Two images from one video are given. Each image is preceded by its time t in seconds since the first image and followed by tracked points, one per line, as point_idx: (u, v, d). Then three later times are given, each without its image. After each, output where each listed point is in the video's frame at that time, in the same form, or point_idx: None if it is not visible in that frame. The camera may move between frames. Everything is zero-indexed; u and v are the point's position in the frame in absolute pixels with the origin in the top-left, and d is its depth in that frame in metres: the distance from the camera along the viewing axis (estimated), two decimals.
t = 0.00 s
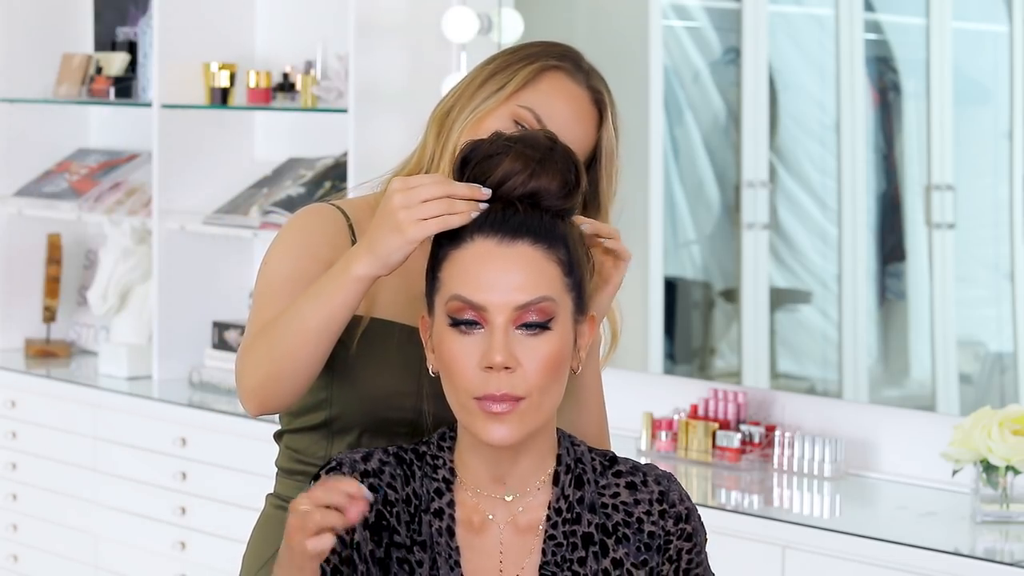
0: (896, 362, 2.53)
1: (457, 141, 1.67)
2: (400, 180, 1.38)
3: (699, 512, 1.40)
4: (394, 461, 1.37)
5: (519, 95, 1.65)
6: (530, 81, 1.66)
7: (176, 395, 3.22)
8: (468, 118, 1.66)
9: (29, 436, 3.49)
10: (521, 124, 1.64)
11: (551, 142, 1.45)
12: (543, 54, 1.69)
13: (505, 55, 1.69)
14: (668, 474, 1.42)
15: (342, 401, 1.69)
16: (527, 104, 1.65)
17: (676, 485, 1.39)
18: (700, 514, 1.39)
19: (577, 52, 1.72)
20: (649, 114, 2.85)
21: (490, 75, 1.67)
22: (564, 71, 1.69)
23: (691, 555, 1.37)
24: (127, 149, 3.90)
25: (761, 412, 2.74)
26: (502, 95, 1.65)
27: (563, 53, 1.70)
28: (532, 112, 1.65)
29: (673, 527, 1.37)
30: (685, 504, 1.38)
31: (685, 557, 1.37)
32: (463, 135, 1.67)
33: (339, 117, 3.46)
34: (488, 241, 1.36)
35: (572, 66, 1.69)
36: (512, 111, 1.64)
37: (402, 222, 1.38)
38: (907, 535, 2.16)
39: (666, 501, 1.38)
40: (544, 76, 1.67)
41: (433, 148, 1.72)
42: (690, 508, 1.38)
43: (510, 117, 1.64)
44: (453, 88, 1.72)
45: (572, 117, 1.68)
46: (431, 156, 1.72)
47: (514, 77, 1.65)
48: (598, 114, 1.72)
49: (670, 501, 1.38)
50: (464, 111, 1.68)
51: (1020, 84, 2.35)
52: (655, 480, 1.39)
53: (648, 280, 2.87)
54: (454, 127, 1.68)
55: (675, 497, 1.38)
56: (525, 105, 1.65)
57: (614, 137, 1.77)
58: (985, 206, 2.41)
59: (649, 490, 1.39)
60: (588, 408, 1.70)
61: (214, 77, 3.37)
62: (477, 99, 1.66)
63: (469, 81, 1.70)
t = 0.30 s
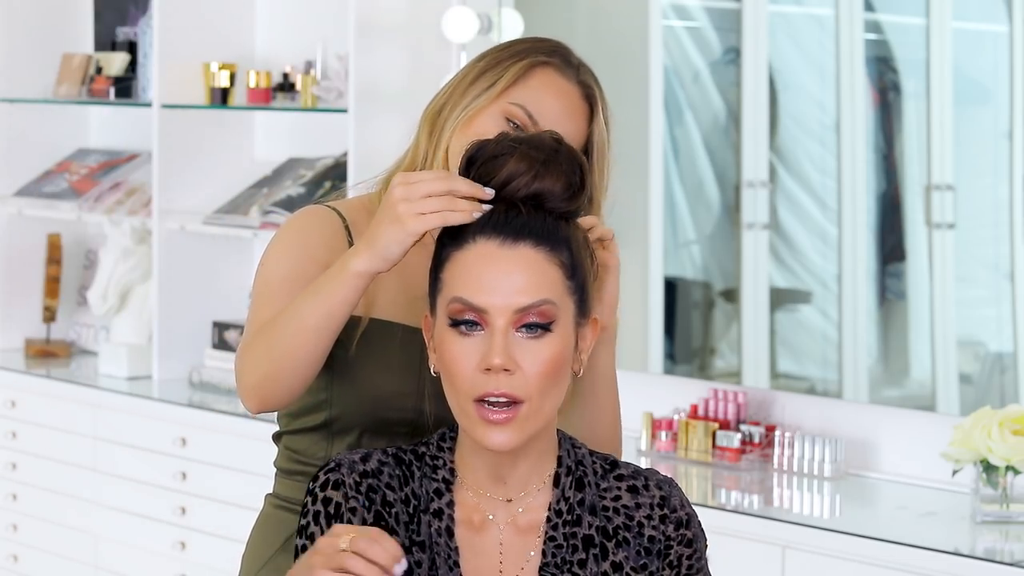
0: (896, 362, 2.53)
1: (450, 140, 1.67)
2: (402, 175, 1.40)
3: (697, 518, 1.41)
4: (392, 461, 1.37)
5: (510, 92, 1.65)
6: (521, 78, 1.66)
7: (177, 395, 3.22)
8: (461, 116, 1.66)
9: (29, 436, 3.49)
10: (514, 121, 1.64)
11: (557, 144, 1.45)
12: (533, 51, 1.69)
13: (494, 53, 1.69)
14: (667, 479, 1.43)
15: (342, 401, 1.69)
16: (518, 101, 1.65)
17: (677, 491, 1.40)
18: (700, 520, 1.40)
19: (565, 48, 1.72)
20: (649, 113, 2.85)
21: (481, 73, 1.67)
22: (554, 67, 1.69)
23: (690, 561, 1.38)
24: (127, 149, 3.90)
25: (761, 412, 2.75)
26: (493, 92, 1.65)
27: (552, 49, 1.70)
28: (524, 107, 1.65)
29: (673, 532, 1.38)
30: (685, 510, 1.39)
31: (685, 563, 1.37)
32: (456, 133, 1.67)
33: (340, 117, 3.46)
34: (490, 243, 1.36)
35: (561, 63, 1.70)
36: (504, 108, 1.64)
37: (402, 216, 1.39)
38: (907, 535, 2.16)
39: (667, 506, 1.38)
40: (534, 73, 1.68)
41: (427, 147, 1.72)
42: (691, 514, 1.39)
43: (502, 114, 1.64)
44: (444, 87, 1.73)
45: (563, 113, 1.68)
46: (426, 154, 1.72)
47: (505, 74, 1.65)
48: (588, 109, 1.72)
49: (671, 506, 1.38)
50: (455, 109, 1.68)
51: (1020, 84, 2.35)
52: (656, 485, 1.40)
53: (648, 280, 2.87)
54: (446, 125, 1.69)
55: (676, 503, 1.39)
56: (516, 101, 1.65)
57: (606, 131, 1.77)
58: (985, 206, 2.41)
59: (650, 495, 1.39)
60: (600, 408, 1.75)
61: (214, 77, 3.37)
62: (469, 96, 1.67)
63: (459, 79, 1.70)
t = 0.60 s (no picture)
0: (896, 362, 2.53)
1: (443, 140, 1.69)
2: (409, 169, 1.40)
3: (701, 520, 1.41)
4: (396, 462, 1.37)
5: (501, 90, 1.66)
6: (512, 74, 1.67)
7: (176, 395, 3.22)
8: (452, 115, 1.68)
9: (29, 436, 3.49)
10: (506, 119, 1.65)
11: (557, 143, 1.45)
12: (525, 47, 1.69)
13: (485, 51, 1.69)
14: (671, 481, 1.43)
15: (342, 402, 1.69)
16: (510, 98, 1.65)
17: (681, 492, 1.40)
18: (703, 522, 1.40)
19: (558, 44, 1.71)
20: (649, 113, 2.85)
21: (472, 70, 1.67)
22: (547, 63, 1.69)
23: (694, 563, 1.38)
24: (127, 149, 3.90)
25: (761, 412, 2.75)
26: (485, 90, 1.65)
27: (543, 45, 1.70)
28: (516, 104, 1.65)
29: (677, 534, 1.38)
30: (689, 511, 1.39)
31: (688, 565, 1.37)
32: (448, 132, 1.68)
33: (340, 117, 3.47)
34: (494, 243, 1.36)
35: (553, 59, 1.69)
36: (496, 107, 1.65)
37: (408, 207, 1.40)
38: (907, 535, 2.16)
39: (671, 508, 1.38)
40: (526, 68, 1.68)
41: (421, 146, 1.74)
42: (694, 515, 1.39)
43: (493, 113, 1.65)
44: (437, 85, 1.73)
45: (556, 108, 1.68)
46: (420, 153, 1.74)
47: (496, 72, 1.66)
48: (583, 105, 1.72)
49: (675, 508, 1.38)
50: (447, 108, 1.69)
51: (1020, 84, 2.35)
52: (660, 486, 1.40)
53: (648, 280, 2.87)
54: (438, 124, 1.70)
55: (680, 505, 1.38)
56: (508, 99, 1.65)
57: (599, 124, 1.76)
58: (986, 206, 2.41)
59: (654, 496, 1.39)
60: (607, 410, 1.75)
61: (214, 77, 3.37)
62: (460, 95, 1.67)
63: (450, 78, 1.71)
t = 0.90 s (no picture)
0: (896, 362, 2.53)
1: (428, 137, 1.69)
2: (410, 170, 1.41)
3: (702, 522, 1.41)
4: (398, 464, 1.38)
5: (482, 83, 1.66)
6: (493, 66, 1.67)
7: (176, 395, 3.22)
8: (437, 112, 1.68)
9: (29, 436, 3.49)
10: (491, 112, 1.65)
11: (556, 144, 1.45)
12: (504, 38, 1.69)
13: (462, 46, 1.70)
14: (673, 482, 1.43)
15: (338, 404, 1.69)
16: (493, 91, 1.65)
17: (683, 494, 1.40)
18: (704, 524, 1.40)
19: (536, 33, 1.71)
20: (648, 113, 2.85)
21: (453, 65, 1.67)
22: (527, 52, 1.69)
23: (693, 565, 1.39)
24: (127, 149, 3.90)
25: (761, 412, 2.75)
26: (467, 85, 1.66)
27: (522, 35, 1.70)
28: (499, 96, 1.65)
29: (678, 535, 1.38)
30: (691, 513, 1.40)
31: (687, 567, 1.38)
32: (433, 129, 1.69)
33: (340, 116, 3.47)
34: (494, 245, 1.36)
35: (532, 48, 1.69)
36: (479, 100, 1.65)
37: (408, 210, 1.41)
38: (907, 535, 2.16)
39: (673, 509, 1.38)
40: (507, 58, 1.68)
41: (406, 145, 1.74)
42: (696, 517, 1.40)
43: (477, 106, 1.65)
44: (418, 83, 1.73)
45: (539, 96, 1.68)
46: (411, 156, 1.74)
47: (476, 66, 1.66)
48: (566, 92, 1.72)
49: (677, 510, 1.38)
50: (430, 105, 1.69)
51: (1020, 84, 2.35)
52: (662, 488, 1.40)
53: (648, 282, 2.87)
54: (422, 121, 1.70)
55: (682, 506, 1.39)
56: (491, 91, 1.65)
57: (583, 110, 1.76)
58: (986, 206, 2.41)
59: (656, 498, 1.39)
60: (608, 409, 1.75)
61: (214, 77, 3.37)
62: (442, 91, 1.68)
63: (431, 75, 1.71)
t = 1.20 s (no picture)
0: (896, 362, 2.53)
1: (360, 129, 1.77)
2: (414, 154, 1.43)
3: (699, 520, 1.42)
4: (394, 466, 1.39)
5: (379, 59, 1.77)
6: (380, 39, 1.77)
7: (176, 395, 3.22)
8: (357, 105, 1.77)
9: (29, 436, 3.49)
10: (402, 79, 1.75)
11: (551, 144, 1.46)
12: (379, 15, 1.80)
13: (349, 39, 1.81)
14: (669, 479, 1.45)
15: (326, 408, 1.73)
16: (392, 61, 1.75)
17: (678, 493, 1.41)
18: (701, 522, 1.41)
19: None
20: (649, 113, 2.85)
21: (349, 62, 1.79)
22: (401, 12, 1.79)
23: (690, 563, 1.39)
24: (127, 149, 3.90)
25: (761, 412, 2.75)
26: (368, 69, 1.76)
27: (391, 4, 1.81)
28: (399, 61, 1.75)
29: (674, 534, 1.39)
30: (687, 512, 1.41)
31: (685, 565, 1.39)
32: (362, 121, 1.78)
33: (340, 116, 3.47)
34: (489, 240, 1.37)
35: (406, 6, 1.80)
36: (386, 75, 1.75)
37: (401, 176, 1.44)
38: (907, 535, 2.16)
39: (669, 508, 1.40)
40: (388, 26, 1.78)
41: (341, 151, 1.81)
42: (692, 516, 1.41)
43: (387, 80, 1.75)
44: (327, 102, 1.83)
45: (434, 38, 1.76)
46: (346, 162, 1.81)
47: (366, 49, 1.77)
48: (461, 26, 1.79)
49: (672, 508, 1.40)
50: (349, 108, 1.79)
51: (1020, 84, 2.35)
52: (658, 486, 1.41)
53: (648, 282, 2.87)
54: (348, 122, 1.79)
55: (677, 505, 1.40)
56: (390, 61, 1.75)
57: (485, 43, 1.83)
58: (985, 207, 2.41)
59: (652, 497, 1.40)
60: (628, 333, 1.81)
61: (214, 77, 3.37)
62: (350, 87, 1.78)
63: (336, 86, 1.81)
